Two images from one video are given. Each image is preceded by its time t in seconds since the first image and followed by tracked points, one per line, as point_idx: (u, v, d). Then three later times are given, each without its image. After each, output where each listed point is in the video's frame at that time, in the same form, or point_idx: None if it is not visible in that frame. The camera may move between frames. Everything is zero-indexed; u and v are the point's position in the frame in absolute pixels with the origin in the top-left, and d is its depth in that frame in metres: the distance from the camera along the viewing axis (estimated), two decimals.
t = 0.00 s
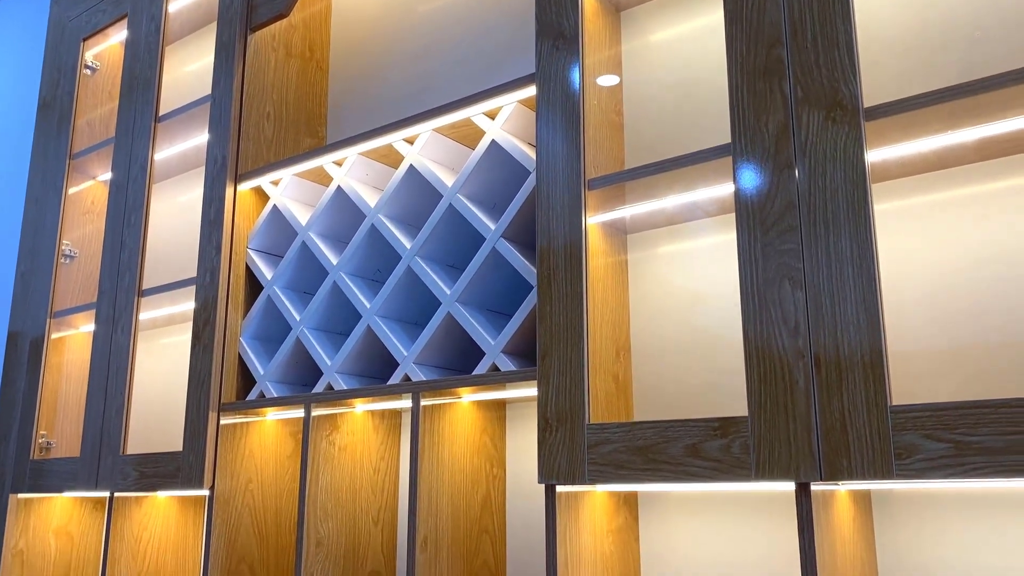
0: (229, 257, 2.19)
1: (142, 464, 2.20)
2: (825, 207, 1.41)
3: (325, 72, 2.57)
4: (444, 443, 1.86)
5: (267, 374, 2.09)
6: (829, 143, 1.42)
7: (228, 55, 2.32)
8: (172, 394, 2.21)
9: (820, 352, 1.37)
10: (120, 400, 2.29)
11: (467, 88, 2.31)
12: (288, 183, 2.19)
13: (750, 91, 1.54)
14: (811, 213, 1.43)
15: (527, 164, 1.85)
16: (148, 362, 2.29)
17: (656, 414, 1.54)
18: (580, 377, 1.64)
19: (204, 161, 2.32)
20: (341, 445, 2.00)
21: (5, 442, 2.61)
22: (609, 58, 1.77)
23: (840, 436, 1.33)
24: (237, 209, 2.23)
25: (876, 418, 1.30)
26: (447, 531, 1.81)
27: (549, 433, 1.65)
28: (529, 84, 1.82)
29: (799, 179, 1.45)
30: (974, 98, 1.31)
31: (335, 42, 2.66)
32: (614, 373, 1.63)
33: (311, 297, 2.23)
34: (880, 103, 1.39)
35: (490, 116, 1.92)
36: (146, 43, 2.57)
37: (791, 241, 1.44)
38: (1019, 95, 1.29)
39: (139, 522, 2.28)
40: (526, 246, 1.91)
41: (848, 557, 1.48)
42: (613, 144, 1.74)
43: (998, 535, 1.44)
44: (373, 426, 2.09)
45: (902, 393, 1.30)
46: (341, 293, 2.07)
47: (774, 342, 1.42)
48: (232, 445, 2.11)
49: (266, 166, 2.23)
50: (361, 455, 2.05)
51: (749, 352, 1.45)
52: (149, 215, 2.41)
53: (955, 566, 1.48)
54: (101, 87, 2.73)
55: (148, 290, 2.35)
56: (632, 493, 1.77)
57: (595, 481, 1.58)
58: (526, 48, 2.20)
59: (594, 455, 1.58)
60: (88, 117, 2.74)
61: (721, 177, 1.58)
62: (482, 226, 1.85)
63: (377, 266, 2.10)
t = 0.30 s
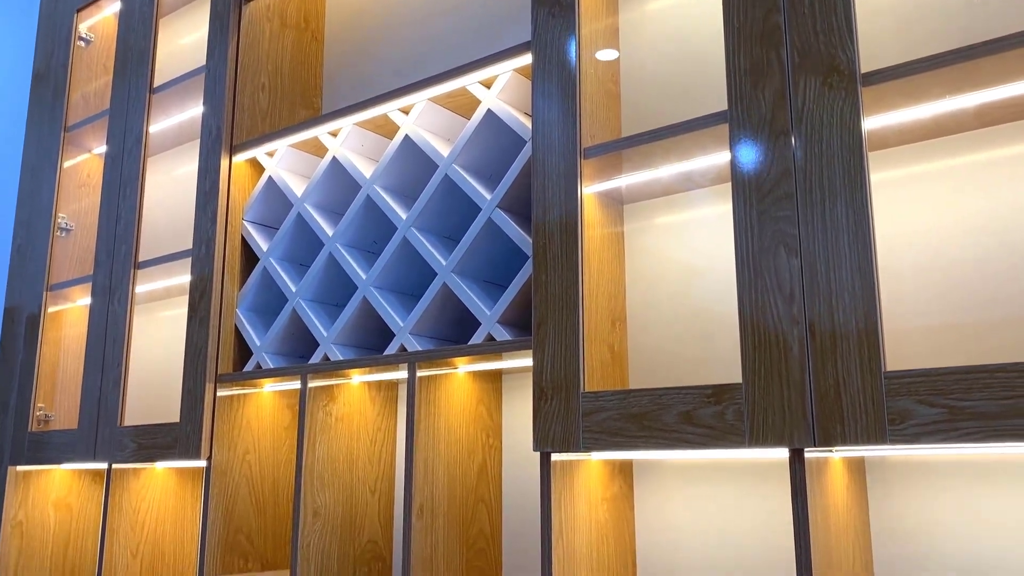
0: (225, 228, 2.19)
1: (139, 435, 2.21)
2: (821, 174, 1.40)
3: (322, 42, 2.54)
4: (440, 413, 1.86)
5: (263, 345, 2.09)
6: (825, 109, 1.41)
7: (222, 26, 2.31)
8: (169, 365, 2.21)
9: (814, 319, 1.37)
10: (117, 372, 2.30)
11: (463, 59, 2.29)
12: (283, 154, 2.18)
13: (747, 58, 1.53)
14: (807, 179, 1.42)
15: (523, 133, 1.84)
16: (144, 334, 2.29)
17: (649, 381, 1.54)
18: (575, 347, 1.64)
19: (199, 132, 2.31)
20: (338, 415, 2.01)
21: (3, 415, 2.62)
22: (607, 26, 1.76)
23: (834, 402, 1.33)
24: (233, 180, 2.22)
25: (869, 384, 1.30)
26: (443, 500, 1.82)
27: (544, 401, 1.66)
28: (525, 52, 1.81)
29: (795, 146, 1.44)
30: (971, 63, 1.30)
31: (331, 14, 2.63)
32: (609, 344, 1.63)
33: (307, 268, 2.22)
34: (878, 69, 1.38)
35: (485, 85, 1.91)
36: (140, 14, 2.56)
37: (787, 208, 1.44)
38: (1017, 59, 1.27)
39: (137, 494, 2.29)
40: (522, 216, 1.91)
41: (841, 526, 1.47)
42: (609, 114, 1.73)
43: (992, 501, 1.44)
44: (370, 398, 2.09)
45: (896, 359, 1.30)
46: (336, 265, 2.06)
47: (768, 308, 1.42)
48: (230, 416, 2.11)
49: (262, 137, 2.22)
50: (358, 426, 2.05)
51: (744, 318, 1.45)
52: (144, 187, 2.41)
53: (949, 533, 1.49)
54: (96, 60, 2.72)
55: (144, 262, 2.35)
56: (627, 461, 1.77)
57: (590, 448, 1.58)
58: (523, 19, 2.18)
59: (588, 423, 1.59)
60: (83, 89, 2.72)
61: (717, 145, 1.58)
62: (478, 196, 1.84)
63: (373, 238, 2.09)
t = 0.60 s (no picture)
0: (220, 196, 2.18)
1: (136, 402, 2.22)
2: (816, 135, 1.39)
3: (316, 9, 2.54)
4: (435, 378, 1.86)
5: (259, 312, 2.09)
6: (821, 70, 1.40)
7: None
8: (165, 333, 2.21)
9: (808, 280, 1.36)
10: (114, 340, 2.31)
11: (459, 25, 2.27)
12: (278, 121, 2.17)
13: (743, 19, 1.52)
14: (802, 141, 1.41)
15: (518, 97, 1.82)
16: (140, 302, 2.29)
17: (644, 345, 1.54)
18: (570, 311, 1.64)
19: (193, 100, 2.29)
20: (334, 382, 2.01)
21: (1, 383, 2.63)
22: None
23: (827, 363, 1.33)
24: (228, 147, 2.21)
25: (862, 345, 1.30)
26: (439, 464, 1.83)
27: (538, 365, 1.66)
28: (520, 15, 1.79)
29: (791, 107, 1.43)
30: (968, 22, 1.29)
31: None
32: (604, 310, 1.63)
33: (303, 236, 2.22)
34: (875, 29, 1.36)
35: (481, 50, 1.89)
36: None
37: (782, 169, 1.43)
38: (1015, 18, 1.26)
39: (135, 462, 2.30)
40: (517, 182, 1.90)
41: (834, 488, 1.46)
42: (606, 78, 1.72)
43: (984, 465, 1.45)
44: (366, 365, 2.09)
45: (889, 320, 1.30)
46: (331, 231, 2.06)
47: (762, 270, 1.42)
48: (226, 383, 2.12)
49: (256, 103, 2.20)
50: (354, 392, 2.06)
51: (738, 280, 1.45)
52: (139, 156, 2.40)
53: (942, 496, 1.48)
54: (90, 27, 2.70)
55: (139, 230, 2.35)
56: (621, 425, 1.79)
57: (583, 411, 1.59)
58: None
59: (582, 387, 1.59)
60: (77, 57, 2.71)
61: (713, 109, 1.56)
62: (473, 162, 1.83)
63: (368, 205, 2.09)
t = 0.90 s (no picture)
0: (214, 160, 2.17)
1: (133, 366, 2.22)
2: (812, 94, 1.38)
3: None
4: (431, 341, 1.87)
5: (255, 277, 2.09)
6: (818, 28, 1.38)
7: None
8: (161, 298, 2.21)
9: (802, 239, 1.36)
10: (110, 305, 2.31)
11: None
12: (272, 84, 2.15)
13: None
14: (797, 100, 1.40)
15: (513, 58, 1.80)
16: (136, 267, 2.29)
17: (637, 306, 1.55)
18: (565, 272, 1.63)
19: (187, 63, 2.28)
20: (330, 345, 2.02)
21: None
22: None
23: (820, 322, 1.33)
24: (222, 111, 2.20)
25: (856, 303, 1.30)
26: (434, 426, 1.84)
27: (534, 326, 1.65)
28: None
29: (787, 66, 1.42)
30: None
31: None
32: (598, 272, 1.66)
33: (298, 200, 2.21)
34: None
35: (475, 10, 1.87)
36: None
37: (777, 128, 1.42)
38: None
39: (132, 426, 2.31)
40: (512, 144, 1.88)
41: (826, 447, 1.47)
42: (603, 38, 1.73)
43: (976, 424, 1.45)
44: (363, 329, 2.09)
45: (882, 278, 1.30)
46: (326, 195, 2.05)
47: (756, 230, 1.42)
48: (223, 347, 2.12)
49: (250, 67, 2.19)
50: (350, 357, 2.06)
51: (732, 240, 1.45)
52: (133, 120, 2.38)
53: (935, 456, 1.49)
54: None
55: (134, 195, 2.34)
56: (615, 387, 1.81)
57: (577, 372, 1.59)
58: None
59: (577, 347, 1.59)
60: (71, 22, 2.68)
61: (708, 69, 1.55)
62: (468, 124, 1.81)
63: (363, 168, 2.08)
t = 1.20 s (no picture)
0: (212, 120, 2.16)
1: (133, 327, 2.22)
2: (815, 46, 1.37)
3: None
4: (431, 301, 1.86)
5: (254, 238, 2.08)
6: None
7: None
8: (160, 259, 2.21)
9: (803, 193, 1.35)
10: (109, 266, 2.30)
11: None
12: (269, 43, 2.13)
13: None
14: (800, 53, 1.38)
15: (513, 14, 1.78)
16: (135, 229, 2.28)
17: (637, 261, 1.56)
18: (565, 230, 1.62)
19: (184, 22, 2.25)
20: (330, 306, 2.01)
21: None
22: None
23: (821, 276, 1.33)
24: (219, 70, 2.18)
25: (857, 256, 1.30)
26: (435, 385, 1.85)
27: (534, 284, 1.65)
28: None
29: (790, 18, 1.40)
30: None
31: None
32: (599, 231, 1.67)
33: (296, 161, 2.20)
34: None
35: None
36: None
37: (780, 82, 1.40)
38: None
39: (133, 388, 2.32)
40: (512, 102, 1.87)
41: (825, 402, 1.47)
42: None
43: (974, 381, 1.46)
44: (362, 290, 2.09)
45: (883, 231, 1.29)
46: (325, 155, 2.04)
47: (758, 184, 1.41)
48: (223, 308, 2.12)
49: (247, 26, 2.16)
50: (350, 318, 2.05)
51: (733, 195, 1.44)
52: (129, 81, 2.36)
53: (932, 412, 1.49)
54: None
55: (132, 156, 2.33)
56: (615, 345, 1.81)
57: (577, 328, 1.59)
58: None
59: (577, 305, 1.59)
60: None
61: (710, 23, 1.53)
62: (467, 81, 1.80)
63: (362, 128, 2.06)
